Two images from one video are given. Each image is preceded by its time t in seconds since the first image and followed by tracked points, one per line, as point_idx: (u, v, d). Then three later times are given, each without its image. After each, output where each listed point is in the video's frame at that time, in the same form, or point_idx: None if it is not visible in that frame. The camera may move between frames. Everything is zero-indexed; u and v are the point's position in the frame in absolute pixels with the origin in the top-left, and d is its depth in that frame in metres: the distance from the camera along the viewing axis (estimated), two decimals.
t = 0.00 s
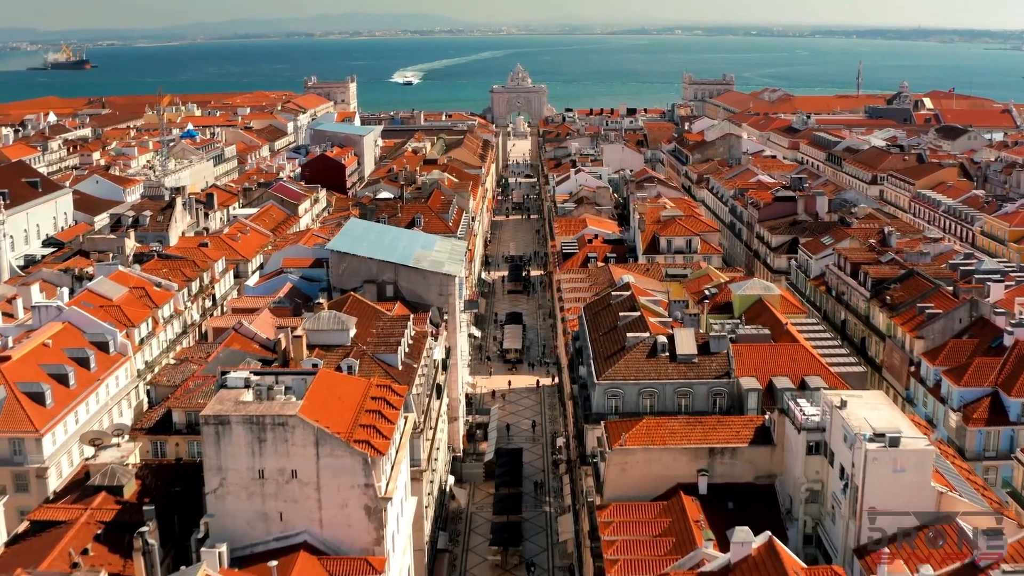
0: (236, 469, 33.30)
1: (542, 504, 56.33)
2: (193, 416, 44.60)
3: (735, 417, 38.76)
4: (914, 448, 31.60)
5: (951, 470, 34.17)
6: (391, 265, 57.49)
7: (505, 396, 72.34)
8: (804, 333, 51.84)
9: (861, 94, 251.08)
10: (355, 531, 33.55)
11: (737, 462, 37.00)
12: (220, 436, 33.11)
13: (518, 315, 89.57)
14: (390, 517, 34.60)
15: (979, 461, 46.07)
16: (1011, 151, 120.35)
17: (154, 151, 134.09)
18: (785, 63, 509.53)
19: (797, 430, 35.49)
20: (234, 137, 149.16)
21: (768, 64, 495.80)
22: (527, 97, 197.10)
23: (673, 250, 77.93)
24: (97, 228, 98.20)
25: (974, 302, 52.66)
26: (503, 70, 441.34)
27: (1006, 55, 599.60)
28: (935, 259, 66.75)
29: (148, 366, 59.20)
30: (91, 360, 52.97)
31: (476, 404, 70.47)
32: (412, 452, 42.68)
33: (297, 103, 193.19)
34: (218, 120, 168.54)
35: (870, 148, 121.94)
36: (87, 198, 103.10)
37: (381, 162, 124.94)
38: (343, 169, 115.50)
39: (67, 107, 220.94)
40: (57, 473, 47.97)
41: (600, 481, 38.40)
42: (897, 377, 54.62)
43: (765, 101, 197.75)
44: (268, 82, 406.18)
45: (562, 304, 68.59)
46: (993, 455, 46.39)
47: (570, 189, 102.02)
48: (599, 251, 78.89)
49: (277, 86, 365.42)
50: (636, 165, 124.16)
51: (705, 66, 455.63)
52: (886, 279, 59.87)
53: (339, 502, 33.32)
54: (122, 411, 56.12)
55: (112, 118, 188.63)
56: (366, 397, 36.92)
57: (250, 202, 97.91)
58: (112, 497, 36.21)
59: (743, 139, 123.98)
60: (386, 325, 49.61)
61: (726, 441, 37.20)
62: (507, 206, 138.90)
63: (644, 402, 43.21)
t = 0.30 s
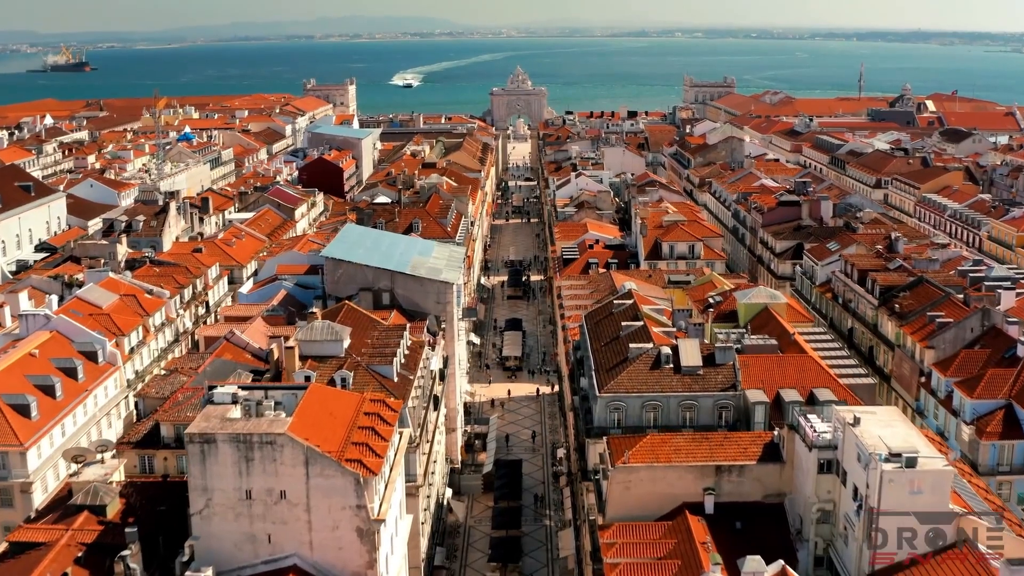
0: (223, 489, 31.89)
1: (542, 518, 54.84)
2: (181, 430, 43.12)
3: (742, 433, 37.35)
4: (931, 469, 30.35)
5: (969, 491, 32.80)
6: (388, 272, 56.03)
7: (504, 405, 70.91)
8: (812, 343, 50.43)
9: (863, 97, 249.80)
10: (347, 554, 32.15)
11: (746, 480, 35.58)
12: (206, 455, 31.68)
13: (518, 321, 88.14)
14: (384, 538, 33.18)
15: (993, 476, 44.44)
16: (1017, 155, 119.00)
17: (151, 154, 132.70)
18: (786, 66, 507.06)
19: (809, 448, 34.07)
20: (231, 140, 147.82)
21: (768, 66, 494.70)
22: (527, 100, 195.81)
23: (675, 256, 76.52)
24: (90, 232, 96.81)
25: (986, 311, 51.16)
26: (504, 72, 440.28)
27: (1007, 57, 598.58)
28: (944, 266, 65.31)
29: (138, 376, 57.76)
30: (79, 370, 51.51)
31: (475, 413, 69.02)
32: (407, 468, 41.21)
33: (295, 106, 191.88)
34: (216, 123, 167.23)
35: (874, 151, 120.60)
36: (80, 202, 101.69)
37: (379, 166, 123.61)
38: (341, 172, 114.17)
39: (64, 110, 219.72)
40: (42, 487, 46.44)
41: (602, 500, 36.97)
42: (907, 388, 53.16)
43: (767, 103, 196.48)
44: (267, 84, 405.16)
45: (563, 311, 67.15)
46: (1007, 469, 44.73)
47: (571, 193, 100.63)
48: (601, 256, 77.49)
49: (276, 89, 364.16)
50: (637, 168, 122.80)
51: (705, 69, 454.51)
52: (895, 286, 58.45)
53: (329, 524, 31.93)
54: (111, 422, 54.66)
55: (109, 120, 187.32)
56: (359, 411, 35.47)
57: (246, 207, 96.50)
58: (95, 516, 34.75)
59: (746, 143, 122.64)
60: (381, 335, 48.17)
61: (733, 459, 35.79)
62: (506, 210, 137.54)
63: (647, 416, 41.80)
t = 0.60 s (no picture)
0: (205, 514, 30.29)
1: (542, 535, 53.12)
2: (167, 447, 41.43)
3: (751, 452, 35.72)
4: (953, 494, 28.88)
5: (995, 519, 31.14)
6: (383, 281, 54.39)
7: (503, 416, 69.23)
8: (820, 355, 48.79)
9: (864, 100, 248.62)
10: None
11: (755, 502, 33.94)
12: (187, 479, 30.07)
13: (518, 329, 86.55)
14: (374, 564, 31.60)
15: (1010, 495, 42.64)
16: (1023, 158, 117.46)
17: (146, 157, 131.08)
18: (787, 68, 506.13)
19: (823, 469, 32.55)
20: (228, 143, 146.24)
21: (769, 69, 493.02)
22: (527, 102, 194.31)
23: (678, 262, 74.91)
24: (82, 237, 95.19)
25: (1001, 321, 49.44)
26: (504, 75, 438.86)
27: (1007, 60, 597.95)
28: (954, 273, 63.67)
29: (126, 387, 56.09)
30: (64, 382, 49.82)
31: (473, 423, 67.38)
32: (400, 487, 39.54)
33: (293, 108, 190.27)
34: (214, 126, 165.68)
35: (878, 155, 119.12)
36: (73, 207, 100.08)
37: (377, 170, 122.11)
38: (338, 176, 112.60)
39: (60, 113, 218.15)
40: (23, 505, 44.55)
41: (605, 522, 35.32)
42: (919, 400, 51.50)
43: (768, 106, 195.02)
44: (267, 87, 403.88)
45: (563, 320, 65.52)
46: None
47: (571, 197, 99.04)
48: (602, 262, 75.88)
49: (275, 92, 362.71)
50: (639, 172, 121.27)
51: (705, 71, 453.24)
52: (905, 295, 56.78)
53: (318, 552, 30.40)
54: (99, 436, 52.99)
55: (105, 124, 185.73)
56: (350, 430, 33.79)
57: (240, 212, 94.87)
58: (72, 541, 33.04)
59: (748, 146, 121.14)
60: (375, 346, 46.52)
61: (742, 480, 34.17)
62: (506, 214, 135.99)
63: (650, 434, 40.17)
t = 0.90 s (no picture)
0: (188, 538, 28.92)
1: (542, 550, 51.63)
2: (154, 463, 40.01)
3: (760, 471, 34.34)
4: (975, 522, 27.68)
5: (1009, 534, 30.52)
6: (378, 288, 52.99)
7: (502, 425, 67.76)
8: (829, 366, 47.37)
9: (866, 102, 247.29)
10: None
11: (765, 523, 32.54)
12: (169, 502, 28.75)
13: (517, 335, 85.14)
14: None
15: None
16: None
17: (142, 160, 129.64)
18: (787, 70, 504.80)
19: (835, 490, 31.07)
20: (225, 146, 144.91)
21: (770, 71, 491.60)
22: (527, 105, 192.97)
23: (681, 268, 73.48)
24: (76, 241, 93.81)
25: (1014, 331, 47.99)
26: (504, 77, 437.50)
27: (1007, 62, 596.73)
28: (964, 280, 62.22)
29: (115, 397, 54.66)
30: (50, 394, 48.36)
31: (471, 433, 65.91)
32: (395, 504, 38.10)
33: (292, 111, 188.91)
34: (211, 129, 164.31)
35: (882, 158, 117.75)
36: (66, 211, 98.66)
37: (375, 173, 120.74)
38: (336, 179, 111.25)
39: (58, 115, 216.75)
40: (6, 522, 43.08)
41: (608, 543, 33.92)
42: (930, 412, 50.07)
43: (770, 109, 193.70)
44: (266, 89, 402.35)
45: (563, 327, 64.10)
46: None
47: (571, 202, 97.65)
48: (603, 268, 74.48)
49: (274, 94, 361.27)
50: (640, 175, 119.90)
51: (706, 73, 451.99)
52: (915, 304, 55.37)
53: None
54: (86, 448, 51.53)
55: (103, 126, 184.33)
56: (341, 448, 32.36)
57: (236, 216, 93.46)
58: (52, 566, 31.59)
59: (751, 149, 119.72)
60: (369, 357, 45.11)
61: (750, 501, 32.78)
62: (506, 217, 134.59)
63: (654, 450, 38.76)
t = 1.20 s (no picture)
0: (170, 564, 27.54)
1: (542, 566, 50.21)
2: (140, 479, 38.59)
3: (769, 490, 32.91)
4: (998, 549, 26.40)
5: None
6: (373, 297, 51.60)
7: (501, 435, 66.33)
8: (837, 377, 45.95)
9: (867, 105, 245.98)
10: None
11: (775, 546, 31.14)
12: (150, 526, 27.38)
13: (517, 342, 83.73)
14: None
15: None
16: None
17: (137, 163, 128.22)
18: (788, 72, 503.58)
19: (849, 513, 29.75)
20: (222, 149, 143.53)
21: (770, 74, 490.70)
22: (526, 108, 191.62)
23: (683, 274, 72.09)
24: (68, 246, 92.40)
25: None
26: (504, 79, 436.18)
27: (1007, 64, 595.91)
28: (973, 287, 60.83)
29: (103, 408, 53.22)
30: (36, 406, 46.89)
31: (470, 444, 64.47)
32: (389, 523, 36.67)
33: (290, 114, 187.44)
34: (209, 132, 162.89)
35: (886, 161, 116.40)
36: (59, 215, 97.25)
37: (373, 176, 119.37)
38: (333, 183, 109.87)
39: (55, 118, 215.31)
40: None
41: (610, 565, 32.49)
42: (941, 424, 48.66)
43: (771, 111, 192.39)
44: (265, 92, 400.86)
45: (564, 335, 62.66)
46: None
47: (571, 206, 96.26)
48: (604, 274, 73.08)
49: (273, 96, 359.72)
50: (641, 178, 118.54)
51: (706, 76, 450.75)
52: (925, 312, 53.97)
53: None
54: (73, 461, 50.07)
55: (100, 129, 182.88)
56: (331, 467, 30.89)
57: (231, 220, 92.02)
58: None
59: (753, 152, 118.36)
60: (363, 368, 43.71)
61: (759, 522, 31.38)
62: (505, 221, 133.18)
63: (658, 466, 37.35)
